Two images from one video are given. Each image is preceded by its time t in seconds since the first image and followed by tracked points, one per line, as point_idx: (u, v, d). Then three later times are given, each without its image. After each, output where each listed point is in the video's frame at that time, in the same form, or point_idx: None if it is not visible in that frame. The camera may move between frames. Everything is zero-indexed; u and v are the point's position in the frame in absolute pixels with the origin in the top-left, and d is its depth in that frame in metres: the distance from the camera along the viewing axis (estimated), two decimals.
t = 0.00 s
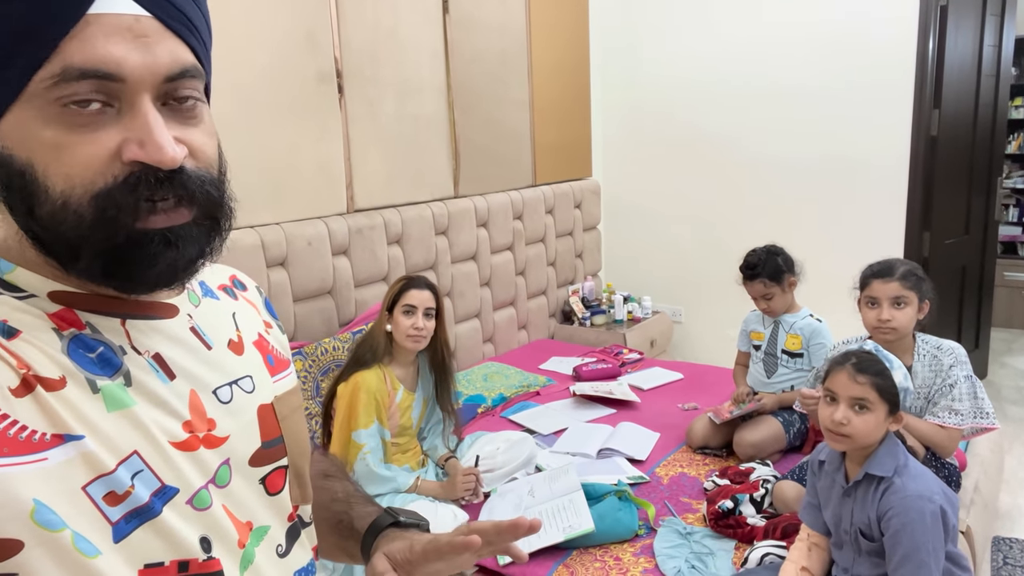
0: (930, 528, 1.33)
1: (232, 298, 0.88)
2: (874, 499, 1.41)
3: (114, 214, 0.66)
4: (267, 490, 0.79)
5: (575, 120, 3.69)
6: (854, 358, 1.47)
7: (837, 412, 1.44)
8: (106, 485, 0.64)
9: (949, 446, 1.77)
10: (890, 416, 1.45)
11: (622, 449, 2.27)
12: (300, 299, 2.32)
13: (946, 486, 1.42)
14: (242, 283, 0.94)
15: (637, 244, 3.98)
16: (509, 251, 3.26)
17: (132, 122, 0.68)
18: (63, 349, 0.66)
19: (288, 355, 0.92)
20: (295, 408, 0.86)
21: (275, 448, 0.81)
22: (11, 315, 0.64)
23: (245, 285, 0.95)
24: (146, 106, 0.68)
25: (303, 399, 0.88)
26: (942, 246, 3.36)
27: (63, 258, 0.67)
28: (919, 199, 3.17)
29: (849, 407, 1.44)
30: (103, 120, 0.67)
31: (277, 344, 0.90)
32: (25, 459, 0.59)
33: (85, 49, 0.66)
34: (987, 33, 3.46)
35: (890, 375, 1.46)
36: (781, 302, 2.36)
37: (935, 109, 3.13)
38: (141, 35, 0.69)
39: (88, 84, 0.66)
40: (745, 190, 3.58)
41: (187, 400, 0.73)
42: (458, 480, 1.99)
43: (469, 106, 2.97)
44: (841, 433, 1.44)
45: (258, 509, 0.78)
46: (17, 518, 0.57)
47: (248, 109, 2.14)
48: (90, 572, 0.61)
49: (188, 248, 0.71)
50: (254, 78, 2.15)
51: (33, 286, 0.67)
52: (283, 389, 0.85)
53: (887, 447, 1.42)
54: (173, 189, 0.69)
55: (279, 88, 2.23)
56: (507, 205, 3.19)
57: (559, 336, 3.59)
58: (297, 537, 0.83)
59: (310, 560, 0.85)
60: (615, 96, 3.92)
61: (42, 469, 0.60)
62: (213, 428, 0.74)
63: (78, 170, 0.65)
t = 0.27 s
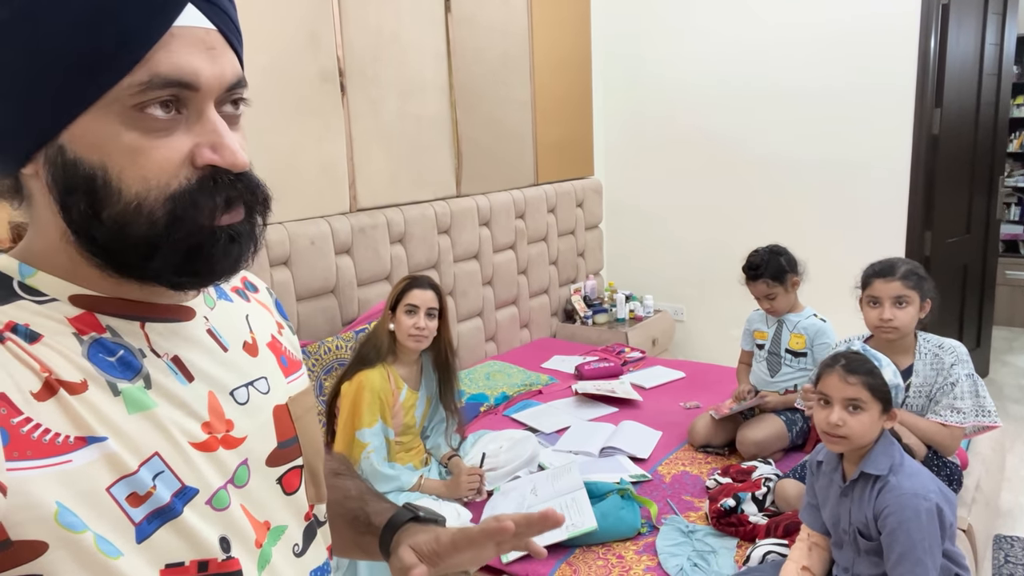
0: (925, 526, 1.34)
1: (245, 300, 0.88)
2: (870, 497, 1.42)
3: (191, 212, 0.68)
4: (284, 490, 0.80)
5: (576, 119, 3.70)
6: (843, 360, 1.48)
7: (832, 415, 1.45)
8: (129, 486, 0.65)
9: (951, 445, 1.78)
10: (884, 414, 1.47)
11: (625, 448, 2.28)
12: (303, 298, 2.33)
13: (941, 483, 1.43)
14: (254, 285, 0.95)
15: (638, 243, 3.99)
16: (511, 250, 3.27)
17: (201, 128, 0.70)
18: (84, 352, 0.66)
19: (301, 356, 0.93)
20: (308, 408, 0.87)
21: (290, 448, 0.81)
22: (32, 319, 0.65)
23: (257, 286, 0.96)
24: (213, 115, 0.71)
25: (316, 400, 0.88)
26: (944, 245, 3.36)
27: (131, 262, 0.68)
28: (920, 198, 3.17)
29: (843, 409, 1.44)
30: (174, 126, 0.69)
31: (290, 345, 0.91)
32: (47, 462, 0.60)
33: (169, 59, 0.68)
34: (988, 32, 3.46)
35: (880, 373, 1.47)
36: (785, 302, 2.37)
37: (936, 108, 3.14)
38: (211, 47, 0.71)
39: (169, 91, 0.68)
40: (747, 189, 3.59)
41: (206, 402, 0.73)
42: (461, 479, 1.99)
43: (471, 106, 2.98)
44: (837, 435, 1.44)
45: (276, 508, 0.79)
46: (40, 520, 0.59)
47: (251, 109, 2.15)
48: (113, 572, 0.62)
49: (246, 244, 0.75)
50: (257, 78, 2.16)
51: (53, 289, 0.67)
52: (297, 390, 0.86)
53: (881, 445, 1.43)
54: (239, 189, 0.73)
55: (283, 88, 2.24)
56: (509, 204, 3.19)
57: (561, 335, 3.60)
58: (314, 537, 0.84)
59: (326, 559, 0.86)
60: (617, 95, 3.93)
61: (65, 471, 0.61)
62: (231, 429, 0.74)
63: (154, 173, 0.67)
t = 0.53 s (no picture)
0: (926, 526, 1.34)
1: (241, 304, 0.89)
2: (869, 498, 1.42)
3: (203, 207, 0.70)
4: (283, 493, 0.80)
5: (575, 118, 3.70)
6: (838, 360, 1.49)
7: (829, 415, 1.45)
8: (128, 490, 0.65)
9: (949, 444, 1.79)
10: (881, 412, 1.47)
11: (623, 447, 2.28)
12: (302, 297, 2.33)
13: (939, 483, 1.43)
14: (249, 288, 0.95)
15: (638, 242, 3.99)
16: (510, 249, 3.27)
17: (212, 125, 0.71)
18: (81, 358, 0.66)
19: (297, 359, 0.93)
20: (305, 411, 0.87)
21: (288, 451, 0.81)
22: (29, 324, 0.64)
23: (252, 289, 0.95)
24: (222, 113, 0.72)
25: (312, 403, 0.88)
26: (943, 245, 3.36)
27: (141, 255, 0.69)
28: (919, 198, 3.17)
29: (839, 409, 1.45)
30: (186, 122, 0.70)
31: (286, 348, 0.91)
32: (47, 467, 0.60)
33: (182, 55, 0.69)
34: (988, 31, 3.46)
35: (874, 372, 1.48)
36: (785, 301, 2.37)
37: (936, 107, 3.14)
38: (220, 48, 0.72)
39: (180, 87, 0.69)
40: (746, 189, 3.58)
41: (204, 405, 0.73)
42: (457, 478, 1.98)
43: (470, 105, 2.98)
44: (836, 435, 1.44)
45: (275, 512, 0.79)
46: (41, 526, 0.58)
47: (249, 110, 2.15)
48: None
49: (252, 243, 0.77)
50: (255, 78, 2.16)
51: (50, 293, 0.67)
52: (294, 393, 0.86)
53: (878, 446, 1.43)
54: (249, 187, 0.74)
55: (281, 87, 2.23)
56: (508, 203, 3.19)
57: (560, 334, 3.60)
58: (313, 539, 0.84)
59: (324, 561, 0.86)
60: (616, 94, 3.93)
61: (65, 477, 0.61)
62: (229, 432, 0.75)
63: (168, 167, 0.68)
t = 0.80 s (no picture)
0: (920, 526, 1.33)
1: (231, 307, 0.88)
2: (864, 498, 1.41)
3: (183, 209, 0.68)
4: (273, 497, 0.80)
5: (574, 117, 3.69)
6: (834, 365, 1.48)
7: (827, 420, 1.44)
8: (113, 495, 0.64)
9: (948, 444, 1.78)
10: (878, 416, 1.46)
11: (621, 447, 2.27)
12: (300, 297, 2.32)
13: (936, 484, 1.42)
14: (239, 290, 0.94)
15: (637, 241, 3.98)
16: (509, 248, 3.27)
17: (199, 128, 0.70)
18: (67, 360, 0.66)
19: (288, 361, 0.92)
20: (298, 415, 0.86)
21: (279, 456, 0.81)
22: (15, 327, 0.65)
23: (243, 292, 0.95)
24: (212, 115, 0.71)
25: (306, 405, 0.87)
26: (942, 244, 3.35)
27: (120, 255, 0.67)
28: (919, 197, 3.17)
29: (837, 414, 1.44)
30: (172, 123, 0.69)
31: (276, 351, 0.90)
32: (31, 470, 0.60)
33: (172, 57, 0.68)
34: (987, 30, 3.45)
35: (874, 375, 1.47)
36: (785, 298, 2.36)
37: (935, 106, 3.13)
38: (213, 51, 0.71)
39: (168, 89, 0.68)
40: (746, 188, 3.58)
41: (192, 408, 0.73)
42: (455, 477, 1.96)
43: (468, 104, 2.97)
44: (832, 440, 1.44)
45: (265, 516, 0.78)
46: (25, 530, 0.58)
47: (247, 109, 2.14)
48: None
49: (237, 247, 0.74)
50: (252, 77, 2.15)
51: (37, 296, 0.67)
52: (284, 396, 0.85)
53: (875, 447, 1.43)
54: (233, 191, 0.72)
55: (278, 87, 2.23)
56: (506, 203, 3.19)
57: (559, 334, 3.59)
58: (304, 544, 0.84)
59: (316, 566, 0.86)
60: (615, 94, 3.92)
61: (49, 481, 0.61)
62: (217, 436, 0.74)
63: (149, 168, 0.67)
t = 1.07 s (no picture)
0: (926, 527, 1.33)
1: (228, 306, 0.88)
2: (869, 499, 1.41)
3: (149, 229, 0.66)
4: (268, 497, 0.79)
5: (574, 117, 3.69)
6: (834, 364, 1.48)
7: (829, 419, 1.44)
8: (110, 494, 0.64)
9: (950, 445, 1.78)
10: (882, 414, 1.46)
11: (622, 448, 2.27)
12: (300, 298, 2.32)
13: (941, 485, 1.42)
14: (237, 290, 0.94)
15: (637, 241, 3.98)
16: (509, 249, 3.26)
17: (169, 141, 0.68)
18: (63, 360, 0.66)
19: (285, 361, 0.92)
20: (294, 414, 0.86)
21: (275, 455, 0.80)
22: (11, 326, 0.64)
23: (240, 292, 0.95)
24: (183, 125, 0.68)
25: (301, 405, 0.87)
26: (943, 243, 3.35)
27: (88, 268, 0.66)
28: (920, 196, 3.16)
29: (839, 412, 1.44)
30: (141, 136, 0.67)
31: (274, 350, 0.90)
32: (27, 469, 0.59)
33: (136, 68, 0.66)
34: (987, 29, 3.45)
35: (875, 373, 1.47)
36: (787, 299, 2.36)
37: (936, 105, 3.13)
38: (186, 58, 0.69)
39: (133, 101, 0.66)
40: (745, 188, 3.58)
41: (188, 408, 0.73)
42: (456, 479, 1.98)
43: (468, 104, 2.97)
44: (835, 439, 1.44)
45: (260, 516, 0.78)
46: (23, 529, 0.58)
47: (246, 109, 2.14)
48: None
49: (212, 261, 0.72)
50: (252, 78, 2.15)
51: (32, 295, 0.66)
52: (281, 396, 0.85)
53: (879, 447, 1.42)
54: (206, 207, 0.69)
55: (278, 86, 2.23)
56: (506, 203, 3.19)
57: (560, 334, 3.59)
58: (298, 544, 0.83)
59: (312, 565, 0.85)
60: (615, 94, 3.92)
61: (46, 480, 0.60)
62: (214, 436, 0.74)
63: (115, 184, 0.65)
